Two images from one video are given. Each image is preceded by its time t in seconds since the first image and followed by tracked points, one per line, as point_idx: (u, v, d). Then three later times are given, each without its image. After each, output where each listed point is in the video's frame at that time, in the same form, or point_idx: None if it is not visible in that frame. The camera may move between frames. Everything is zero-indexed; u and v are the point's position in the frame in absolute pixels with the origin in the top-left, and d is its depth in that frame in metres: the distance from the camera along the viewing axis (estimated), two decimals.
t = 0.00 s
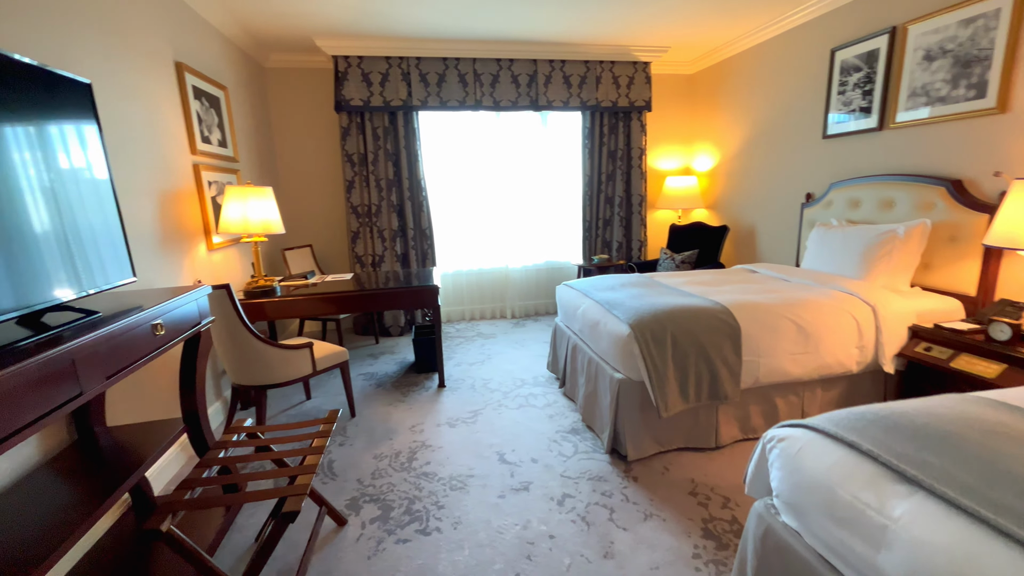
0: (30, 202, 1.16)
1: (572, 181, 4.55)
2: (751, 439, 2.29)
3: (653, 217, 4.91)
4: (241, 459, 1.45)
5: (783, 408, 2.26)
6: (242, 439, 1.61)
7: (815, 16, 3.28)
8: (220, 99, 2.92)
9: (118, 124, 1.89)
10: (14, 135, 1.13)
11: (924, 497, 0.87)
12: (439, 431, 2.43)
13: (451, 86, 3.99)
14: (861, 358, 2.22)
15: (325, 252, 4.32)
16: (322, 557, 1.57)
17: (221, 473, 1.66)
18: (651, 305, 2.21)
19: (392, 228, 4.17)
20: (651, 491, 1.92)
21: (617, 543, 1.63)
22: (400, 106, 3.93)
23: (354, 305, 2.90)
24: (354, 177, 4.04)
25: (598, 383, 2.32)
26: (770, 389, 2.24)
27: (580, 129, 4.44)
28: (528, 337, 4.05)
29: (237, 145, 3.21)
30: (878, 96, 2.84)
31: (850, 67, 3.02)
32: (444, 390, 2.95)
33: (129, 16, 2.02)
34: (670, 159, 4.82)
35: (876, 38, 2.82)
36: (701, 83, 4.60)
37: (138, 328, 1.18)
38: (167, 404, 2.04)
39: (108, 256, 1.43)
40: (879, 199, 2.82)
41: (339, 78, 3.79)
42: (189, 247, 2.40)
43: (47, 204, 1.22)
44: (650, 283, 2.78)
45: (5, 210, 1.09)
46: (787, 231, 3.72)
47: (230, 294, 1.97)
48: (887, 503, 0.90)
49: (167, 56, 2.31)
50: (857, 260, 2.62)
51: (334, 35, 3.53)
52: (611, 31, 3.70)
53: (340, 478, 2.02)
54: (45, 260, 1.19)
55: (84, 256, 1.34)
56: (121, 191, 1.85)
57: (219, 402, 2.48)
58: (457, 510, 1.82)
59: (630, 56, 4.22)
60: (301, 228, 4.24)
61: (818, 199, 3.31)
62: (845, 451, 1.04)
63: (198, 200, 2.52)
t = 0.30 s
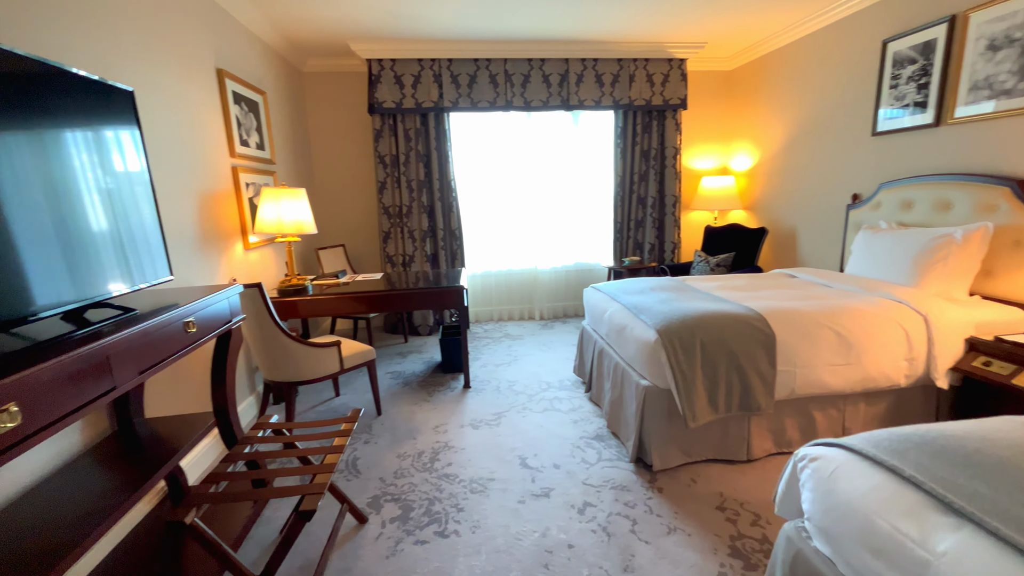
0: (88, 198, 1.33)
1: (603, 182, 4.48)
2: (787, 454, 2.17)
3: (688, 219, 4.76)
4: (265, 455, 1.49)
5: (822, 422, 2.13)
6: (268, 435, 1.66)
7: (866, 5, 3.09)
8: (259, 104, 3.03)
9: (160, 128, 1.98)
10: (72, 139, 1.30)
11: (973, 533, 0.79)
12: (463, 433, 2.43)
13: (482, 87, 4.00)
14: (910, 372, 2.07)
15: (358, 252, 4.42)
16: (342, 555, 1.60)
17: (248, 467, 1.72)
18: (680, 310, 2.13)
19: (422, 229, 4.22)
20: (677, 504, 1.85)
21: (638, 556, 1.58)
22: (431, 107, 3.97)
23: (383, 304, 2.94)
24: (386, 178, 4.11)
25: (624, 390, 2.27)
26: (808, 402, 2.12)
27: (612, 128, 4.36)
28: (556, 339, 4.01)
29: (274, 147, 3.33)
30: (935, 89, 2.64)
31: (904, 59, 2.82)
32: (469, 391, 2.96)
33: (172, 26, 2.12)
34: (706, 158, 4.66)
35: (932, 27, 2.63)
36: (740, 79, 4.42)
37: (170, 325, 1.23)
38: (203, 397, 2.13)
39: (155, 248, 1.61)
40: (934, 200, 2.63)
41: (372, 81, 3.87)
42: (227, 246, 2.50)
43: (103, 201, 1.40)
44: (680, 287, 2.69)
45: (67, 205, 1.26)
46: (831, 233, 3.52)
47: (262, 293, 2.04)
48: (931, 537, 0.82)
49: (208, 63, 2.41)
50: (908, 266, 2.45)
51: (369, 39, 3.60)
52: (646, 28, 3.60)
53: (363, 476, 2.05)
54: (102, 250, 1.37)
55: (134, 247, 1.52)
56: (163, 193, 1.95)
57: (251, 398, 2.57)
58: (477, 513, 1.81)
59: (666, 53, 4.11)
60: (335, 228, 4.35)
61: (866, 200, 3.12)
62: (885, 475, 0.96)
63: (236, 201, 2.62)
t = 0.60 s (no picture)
0: (149, 200, 1.43)
1: (641, 181, 4.38)
2: (835, 469, 2.04)
3: (731, 219, 4.58)
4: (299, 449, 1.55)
5: (874, 436, 1.99)
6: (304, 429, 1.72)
7: None
8: (303, 109, 3.16)
9: (211, 135, 2.10)
10: (136, 145, 1.40)
11: None
12: (494, 433, 2.43)
13: (519, 88, 4.00)
14: (977, 386, 1.90)
15: (396, 252, 4.53)
16: (372, 550, 1.64)
17: (285, 460, 1.79)
18: (719, 315, 2.05)
19: (458, 229, 4.27)
20: (712, 516, 1.78)
21: (669, 569, 1.53)
22: (468, 109, 4.01)
23: (417, 303, 2.99)
24: (423, 179, 4.19)
25: (659, 396, 2.20)
26: (859, 415, 1.99)
27: (652, 126, 4.25)
28: (591, 341, 3.95)
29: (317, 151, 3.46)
30: (1010, 78, 2.42)
31: (974, 46, 2.60)
32: (501, 391, 2.96)
33: (223, 37, 2.25)
34: (752, 156, 4.46)
35: (1007, 10, 2.41)
36: (790, 72, 4.20)
37: (213, 321, 1.30)
38: (247, 389, 2.25)
39: (207, 246, 1.71)
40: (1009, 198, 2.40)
41: (411, 84, 3.95)
42: (271, 246, 2.62)
43: (162, 202, 1.50)
44: (720, 290, 2.58)
45: (131, 206, 1.36)
46: (888, 234, 3.28)
47: (301, 291, 2.12)
48: (990, 569, 0.74)
49: (256, 71, 2.54)
50: (977, 270, 2.25)
51: (408, 43, 3.68)
52: (688, 22, 3.49)
53: (395, 473, 2.10)
54: (160, 248, 1.47)
55: (189, 246, 1.62)
56: (212, 196, 2.07)
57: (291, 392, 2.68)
58: (505, 515, 1.81)
59: (709, 48, 3.96)
60: (374, 229, 4.48)
61: (928, 199, 2.90)
62: (941, 499, 0.88)
63: (280, 203, 2.75)
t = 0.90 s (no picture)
0: (200, 204, 1.52)
1: (678, 181, 4.27)
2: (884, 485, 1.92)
3: (773, 219, 4.39)
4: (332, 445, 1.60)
5: (928, 452, 1.86)
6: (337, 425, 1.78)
7: None
8: (342, 115, 3.28)
9: (255, 142, 2.21)
10: (189, 152, 1.50)
11: None
12: (523, 435, 2.43)
13: (552, 89, 4.00)
14: None
15: (430, 253, 4.61)
16: (401, 546, 1.67)
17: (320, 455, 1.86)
18: (756, 319, 1.97)
19: (491, 230, 4.30)
20: (747, 528, 1.71)
21: None
22: (502, 111, 4.04)
23: (449, 304, 3.03)
24: (457, 181, 4.25)
25: (692, 402, 2.14)
26: (911, 428, 1.86)
27: (689, 125, 4.14)
28: (624, 344, 3.89)
29: (355, 155, 3.58)
30: None
31: None
32: (532, 393, 2.96)
33: (266, 48, 2.36)
34: (796, 153, 4.27)
35: None
36: (839, 65, 3.99)
37: (253, 320, 1.37)
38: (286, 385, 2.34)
39: (253, 247, 1.80)
40: None
41: (446, 88, 4.02)
42: (310, 248, 2.72)
43: (213, 205, 1.59)
44: (760, 294, 2.48)
45: (185, 209, 1.46)
46: (948, 235, 3.06)
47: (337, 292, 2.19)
48: None
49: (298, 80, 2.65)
50: None
51: (443, 47, 3.74)
52: (728, 17, 3.38)
53: (425, 471, 2.13)
54: (211, 248, 1.56)
55: (237, 247, 1.71)
56: (255, 200, 2.18)
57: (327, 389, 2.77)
58: (532, 517, 1.81)
59: (750, 42, 3.81)
60: (409, 231, 4.58)
61: (993, 197, 2.68)
62: (995, 523, 0.81)
63: (319, 205, 2.86)
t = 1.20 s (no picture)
0: (242, 208, 1.60)
1: (712, 181, 4.16)
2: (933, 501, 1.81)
3: (815, 220, 4.21)
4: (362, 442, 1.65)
5: (984, 467, 1.74)
6: (368, 423, 1.83)
7: None
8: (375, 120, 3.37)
9: (291, 149, 2.31)
10: (233, 158, 1.58)
11: None
12: (550, 437, 2.43)
13: (583, 90, 3.97)
14: None
15: (460, 255, 4.67)
16: (427, 544, 1.70)
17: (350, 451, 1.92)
18: (793, 323, 1.90)
19: (520, 232, 4.31)
20: (781, 540, 1.65)
21: None
22: (531, 113, 4.05)
23: (478, 306, 3.06)
24: (487, 184, 4.29)
25: (724, 408, 2.08)
26: (964, 441, 1.74)
27: (724, 123, 4.03)
28: (655, 347, 3.81)
29: (388, 160, 3.67)
30: None
31: None
32: (559, 395, 2.95)
33: (302, 59, 2.46)
34: (840, 150, 4.07)
35: None
36: (886, 57, 3.79)
37: (288, 320, 1.43)
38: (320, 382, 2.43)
39: (290, 249, 1.88)
40: None
41: (476, 91, 4.07)
42: (343, 250, 2.81)
43: (255, 209, 1.68)
44: (797, 297, 2.39)
45: (229, 213, 1.54)
46: (1009, 236, 2.85)
47: (368, 293, 2.25)
48: None
49: (333, 89, 2.75)
50: None
51: (473, 52, 3.79)
52: (765, 11, 3.27)
53: (452, 470, 2.16)
54: (252, 250, 1.64)
55: (276, 249, 1.79)
56: (292, 204, 2.27)
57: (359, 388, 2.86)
58: (557, 521, 1.80)
59: (790, 36, 3.67)
60: (440, 233, 4.66)
61: None
62: None
63: (353, 209, 2.95)
